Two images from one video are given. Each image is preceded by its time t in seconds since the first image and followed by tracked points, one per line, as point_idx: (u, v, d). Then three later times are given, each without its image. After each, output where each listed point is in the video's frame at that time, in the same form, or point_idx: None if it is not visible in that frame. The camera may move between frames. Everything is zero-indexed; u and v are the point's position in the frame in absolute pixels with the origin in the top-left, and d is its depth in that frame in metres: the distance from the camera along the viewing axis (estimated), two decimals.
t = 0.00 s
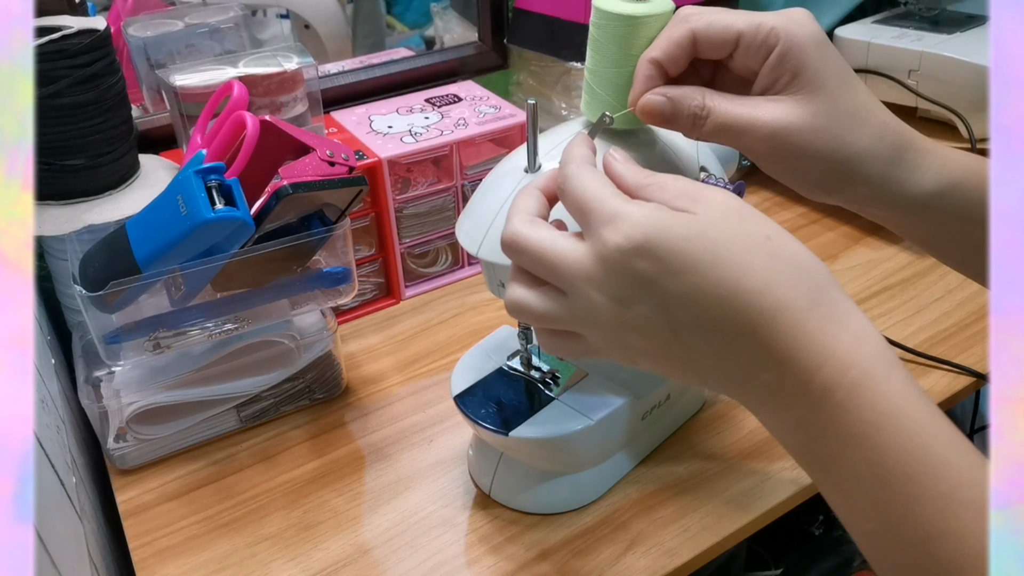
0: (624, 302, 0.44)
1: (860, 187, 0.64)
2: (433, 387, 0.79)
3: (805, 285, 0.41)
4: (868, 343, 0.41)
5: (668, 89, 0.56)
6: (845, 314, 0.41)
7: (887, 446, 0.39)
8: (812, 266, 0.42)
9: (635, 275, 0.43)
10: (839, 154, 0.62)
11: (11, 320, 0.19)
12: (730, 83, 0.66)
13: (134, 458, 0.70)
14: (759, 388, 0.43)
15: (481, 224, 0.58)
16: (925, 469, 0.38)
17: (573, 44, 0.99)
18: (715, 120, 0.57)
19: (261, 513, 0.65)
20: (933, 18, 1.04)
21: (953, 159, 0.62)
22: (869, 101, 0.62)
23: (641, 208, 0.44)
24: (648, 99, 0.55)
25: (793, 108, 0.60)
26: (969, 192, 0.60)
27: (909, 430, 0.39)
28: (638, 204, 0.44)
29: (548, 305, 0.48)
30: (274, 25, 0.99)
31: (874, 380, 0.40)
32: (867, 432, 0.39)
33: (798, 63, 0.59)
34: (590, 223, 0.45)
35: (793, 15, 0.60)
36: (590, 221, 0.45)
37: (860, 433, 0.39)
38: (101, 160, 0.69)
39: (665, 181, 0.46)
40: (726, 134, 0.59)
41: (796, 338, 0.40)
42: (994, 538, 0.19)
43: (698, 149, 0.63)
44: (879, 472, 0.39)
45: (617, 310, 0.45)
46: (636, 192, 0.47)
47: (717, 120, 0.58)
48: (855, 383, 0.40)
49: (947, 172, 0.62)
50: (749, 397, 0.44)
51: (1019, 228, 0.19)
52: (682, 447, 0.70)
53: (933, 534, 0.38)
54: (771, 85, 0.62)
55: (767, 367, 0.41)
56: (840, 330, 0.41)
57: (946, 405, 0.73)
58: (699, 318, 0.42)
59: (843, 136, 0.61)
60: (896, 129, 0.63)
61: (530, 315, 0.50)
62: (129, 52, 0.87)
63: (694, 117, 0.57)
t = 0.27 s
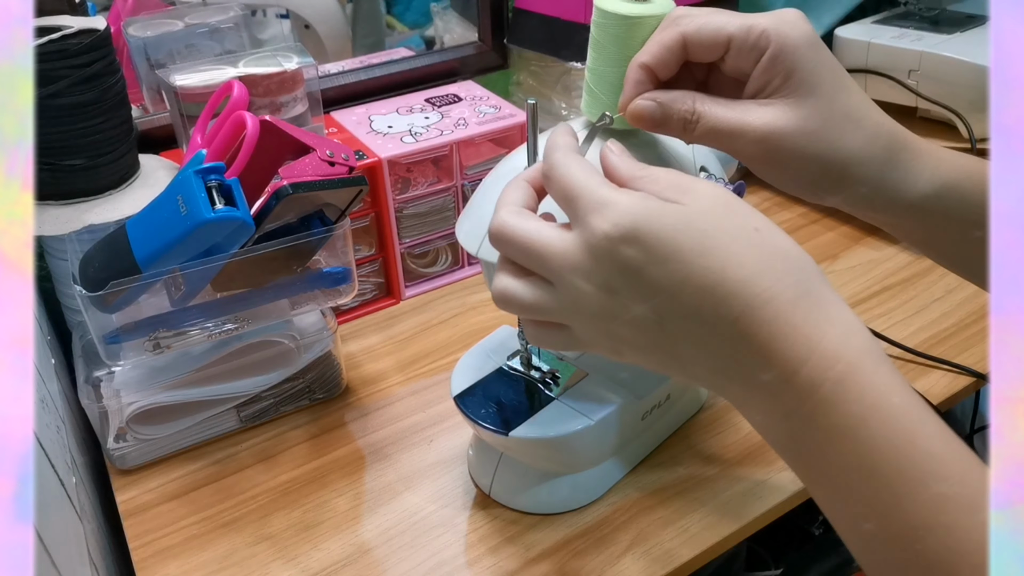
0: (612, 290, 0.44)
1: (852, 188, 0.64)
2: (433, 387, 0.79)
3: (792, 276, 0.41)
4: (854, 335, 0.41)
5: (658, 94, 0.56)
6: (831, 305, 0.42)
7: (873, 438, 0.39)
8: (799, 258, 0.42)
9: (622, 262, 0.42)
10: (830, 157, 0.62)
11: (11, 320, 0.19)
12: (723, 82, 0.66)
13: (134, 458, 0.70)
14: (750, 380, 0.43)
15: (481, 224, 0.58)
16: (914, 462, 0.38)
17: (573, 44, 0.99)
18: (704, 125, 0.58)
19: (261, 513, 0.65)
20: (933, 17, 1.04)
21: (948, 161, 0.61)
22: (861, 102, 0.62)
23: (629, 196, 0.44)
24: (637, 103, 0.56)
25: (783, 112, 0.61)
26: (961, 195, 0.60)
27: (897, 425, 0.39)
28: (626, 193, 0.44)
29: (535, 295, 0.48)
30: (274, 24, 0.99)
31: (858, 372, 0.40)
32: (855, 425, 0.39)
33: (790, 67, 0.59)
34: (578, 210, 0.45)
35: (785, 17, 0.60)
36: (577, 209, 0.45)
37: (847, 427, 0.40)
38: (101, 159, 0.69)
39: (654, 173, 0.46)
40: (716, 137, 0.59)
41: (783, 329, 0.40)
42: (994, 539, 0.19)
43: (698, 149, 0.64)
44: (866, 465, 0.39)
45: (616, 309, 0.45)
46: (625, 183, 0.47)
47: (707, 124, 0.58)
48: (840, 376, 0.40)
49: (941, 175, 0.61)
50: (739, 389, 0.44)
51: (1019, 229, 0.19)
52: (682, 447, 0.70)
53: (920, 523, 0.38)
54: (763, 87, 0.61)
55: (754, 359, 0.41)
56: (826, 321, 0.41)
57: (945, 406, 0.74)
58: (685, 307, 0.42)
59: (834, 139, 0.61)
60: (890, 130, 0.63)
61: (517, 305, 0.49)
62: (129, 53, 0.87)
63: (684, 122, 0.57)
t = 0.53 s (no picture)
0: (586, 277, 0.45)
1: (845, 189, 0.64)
2: (433, 387, 0.79)
3: (761, 269, 0.41)
4: (822, 329, 0.41)
5: (646, 100, 0.56)
6: (801, 299, 0.42)
7: (837, 428, 0.39)
8: (770, 255, 0.42)
9: (593, 249, 0.43)
10: (823, 159, 0.62)
11: (11, 320, 0.19)
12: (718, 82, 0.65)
13: (134, 458, 0.70)
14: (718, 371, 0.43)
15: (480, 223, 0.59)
16: (879, 453, 0.39)
17: (573, 44, 0.99)
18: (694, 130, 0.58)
19: (261, 513, 0.65)
20: (933, 18, 1.04)
21: (942, 164, 0.62)
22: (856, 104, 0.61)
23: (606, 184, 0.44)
24: (627, 110, 0.56)
25: (776, 113, 0.60)
26: (958, 198, 0.61)
27: (863, 417, 0.39)
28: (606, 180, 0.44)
29: (516, 277, 0.49)
30: (274, 25, 0.99)
31: (823, 364, 0.40)
32: (821, 415, 0.40)
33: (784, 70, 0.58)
34: (559, 194, 0.46)
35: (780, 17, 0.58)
36: (558, 193, 0.46)
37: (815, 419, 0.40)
38: (101, 160, 0.69)
39: (640, 164, 0.46)
40: (707, 141, 0.59)
41: (751, 320, 0.40)
42: (994, 539, 0.19)
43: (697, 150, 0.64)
44: (831, 455, 0.40)
45: (600, 299, 0.45)
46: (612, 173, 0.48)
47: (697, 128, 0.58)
48: (807, 365, 0.40)
49: (934, 178, 0.62)
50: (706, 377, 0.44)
51: (1019, 228, 0.19)
52: (682, 447, 0.70)
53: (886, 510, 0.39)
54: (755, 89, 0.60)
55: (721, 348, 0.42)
56: (796, 314, 0.41)
57: (945, 406, 0.74)
58: (655, 296, 0.42)
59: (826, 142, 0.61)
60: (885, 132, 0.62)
61: (498, 285, 0.51)
62: (129, 53, 0.87)
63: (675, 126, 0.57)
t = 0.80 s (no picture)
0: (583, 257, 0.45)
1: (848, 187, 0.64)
2: (433, 387, 0.79)
3: (759, 258, 0.42)
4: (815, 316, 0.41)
5: (648, 96, 0.55)
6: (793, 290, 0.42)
7: (829, 410, 0.39)
8: (764, 246, 0.43)
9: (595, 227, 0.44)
10: (824, 156, 0.62)
11: (11, 320, 0.19)
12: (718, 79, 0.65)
13: (134, 458, 0.70)
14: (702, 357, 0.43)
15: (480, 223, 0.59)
16: (870, 440, 0.38)
17: (573, 44, 0.99)
18: (698, 125, 0.57)
19: (261, 513, 0.65)
20: (933, 18, 1.04)
21: (942, 161, 0.63)
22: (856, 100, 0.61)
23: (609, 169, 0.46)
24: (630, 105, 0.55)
25: (778, 108, 0.60)
26: (959, 196, 0.62)
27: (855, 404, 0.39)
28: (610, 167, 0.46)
29: (510, 258, 0.49)
30: (274, 24, 0.99)
31: (818, 349, 0.40)
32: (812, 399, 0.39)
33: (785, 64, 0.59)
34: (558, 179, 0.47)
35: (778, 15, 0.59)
36: (558, 177, 0.47)
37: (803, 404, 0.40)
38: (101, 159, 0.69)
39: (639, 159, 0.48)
40: (708, 137, 0.59)
41: (745, 302, 0.41)
42: (994, 539, 0.19)
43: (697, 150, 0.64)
44: (819, 440, 0.39)
45: (597, 282, 0.46)
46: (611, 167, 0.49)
47: (700, 123, 0.57)
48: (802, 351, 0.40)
49: (935, 175, 0.62)
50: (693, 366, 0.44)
51: (1018, 228, 0.19)
52: (682, 447, 0.70)
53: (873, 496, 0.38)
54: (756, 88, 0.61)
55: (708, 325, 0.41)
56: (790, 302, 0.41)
57: (945, 406, 0.74)
58: (649, 277, 0.43)
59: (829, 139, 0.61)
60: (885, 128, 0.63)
61: (493, 269, 0.50)
62: (129, 53, 0.87)
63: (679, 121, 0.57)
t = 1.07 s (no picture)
0: (582, 274, 0.46)
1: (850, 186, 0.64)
2: (433, 387, 0.79)
3: (758, 275, 0.42)
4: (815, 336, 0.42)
5: (653, 94, 0.55)
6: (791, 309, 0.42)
7: (828, 428, 0.39)
8: (763, 262, 0.43)
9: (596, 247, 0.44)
10: (827, 154, 0.62)
11: (11, 320, 0.19)
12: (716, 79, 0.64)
13: (134, 458, 0.70)
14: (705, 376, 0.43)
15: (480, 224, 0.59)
16: (868, 461, 0.39)
17: (573, 44, 0.99)
18: (702, 122, 0.57)
19: (261, 513, 0.65)
20: (932, 18, 1.04)
21: (946, 157, 0.63)
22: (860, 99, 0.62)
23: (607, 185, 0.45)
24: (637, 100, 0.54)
25: (782, 107, 0.60)
26: (963, 191, 0.62)
27: (854, 422, 0.40)
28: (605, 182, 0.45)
29: (511, 277, 0.49)
30: (274, 25, 0.99)
31: (816, 369, 0.40)
32: (811, 420, 0.40)
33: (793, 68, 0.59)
34: (552, 198, 0.46)
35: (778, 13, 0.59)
36: (553, 200, 0.46)
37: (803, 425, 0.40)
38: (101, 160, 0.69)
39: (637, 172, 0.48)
40: (712, 135, 0.59)
41: (743, 322, 0.41)
42: (993, 539, 0.19)
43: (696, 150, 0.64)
44: (821, 462, 0.40)
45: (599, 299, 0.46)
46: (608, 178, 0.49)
47: (704, 121, 0.57)
48: (800, 372, 0.40)
49: (940, 171, 0.62)
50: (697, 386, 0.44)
51: (1018, 228, 0.19)
52: (682, 447, 0.70)
53: (876, 514, 0.38)
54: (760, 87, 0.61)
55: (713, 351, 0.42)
56: (788, 321, 0.42)
57: (945, 406, 0.74)
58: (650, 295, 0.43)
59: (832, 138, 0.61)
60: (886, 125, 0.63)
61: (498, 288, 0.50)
62: (129, 53, 0.87)
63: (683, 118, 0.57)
